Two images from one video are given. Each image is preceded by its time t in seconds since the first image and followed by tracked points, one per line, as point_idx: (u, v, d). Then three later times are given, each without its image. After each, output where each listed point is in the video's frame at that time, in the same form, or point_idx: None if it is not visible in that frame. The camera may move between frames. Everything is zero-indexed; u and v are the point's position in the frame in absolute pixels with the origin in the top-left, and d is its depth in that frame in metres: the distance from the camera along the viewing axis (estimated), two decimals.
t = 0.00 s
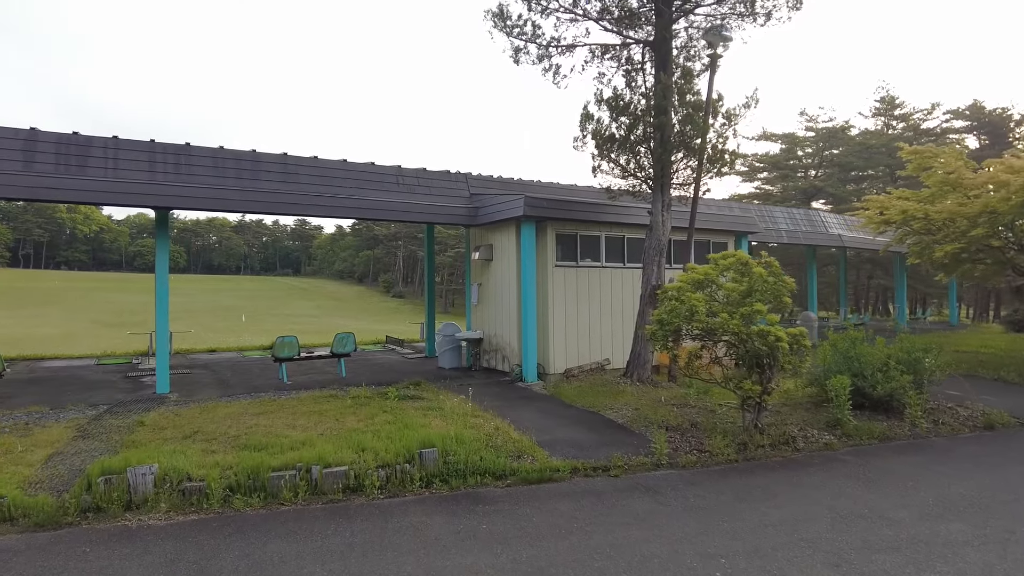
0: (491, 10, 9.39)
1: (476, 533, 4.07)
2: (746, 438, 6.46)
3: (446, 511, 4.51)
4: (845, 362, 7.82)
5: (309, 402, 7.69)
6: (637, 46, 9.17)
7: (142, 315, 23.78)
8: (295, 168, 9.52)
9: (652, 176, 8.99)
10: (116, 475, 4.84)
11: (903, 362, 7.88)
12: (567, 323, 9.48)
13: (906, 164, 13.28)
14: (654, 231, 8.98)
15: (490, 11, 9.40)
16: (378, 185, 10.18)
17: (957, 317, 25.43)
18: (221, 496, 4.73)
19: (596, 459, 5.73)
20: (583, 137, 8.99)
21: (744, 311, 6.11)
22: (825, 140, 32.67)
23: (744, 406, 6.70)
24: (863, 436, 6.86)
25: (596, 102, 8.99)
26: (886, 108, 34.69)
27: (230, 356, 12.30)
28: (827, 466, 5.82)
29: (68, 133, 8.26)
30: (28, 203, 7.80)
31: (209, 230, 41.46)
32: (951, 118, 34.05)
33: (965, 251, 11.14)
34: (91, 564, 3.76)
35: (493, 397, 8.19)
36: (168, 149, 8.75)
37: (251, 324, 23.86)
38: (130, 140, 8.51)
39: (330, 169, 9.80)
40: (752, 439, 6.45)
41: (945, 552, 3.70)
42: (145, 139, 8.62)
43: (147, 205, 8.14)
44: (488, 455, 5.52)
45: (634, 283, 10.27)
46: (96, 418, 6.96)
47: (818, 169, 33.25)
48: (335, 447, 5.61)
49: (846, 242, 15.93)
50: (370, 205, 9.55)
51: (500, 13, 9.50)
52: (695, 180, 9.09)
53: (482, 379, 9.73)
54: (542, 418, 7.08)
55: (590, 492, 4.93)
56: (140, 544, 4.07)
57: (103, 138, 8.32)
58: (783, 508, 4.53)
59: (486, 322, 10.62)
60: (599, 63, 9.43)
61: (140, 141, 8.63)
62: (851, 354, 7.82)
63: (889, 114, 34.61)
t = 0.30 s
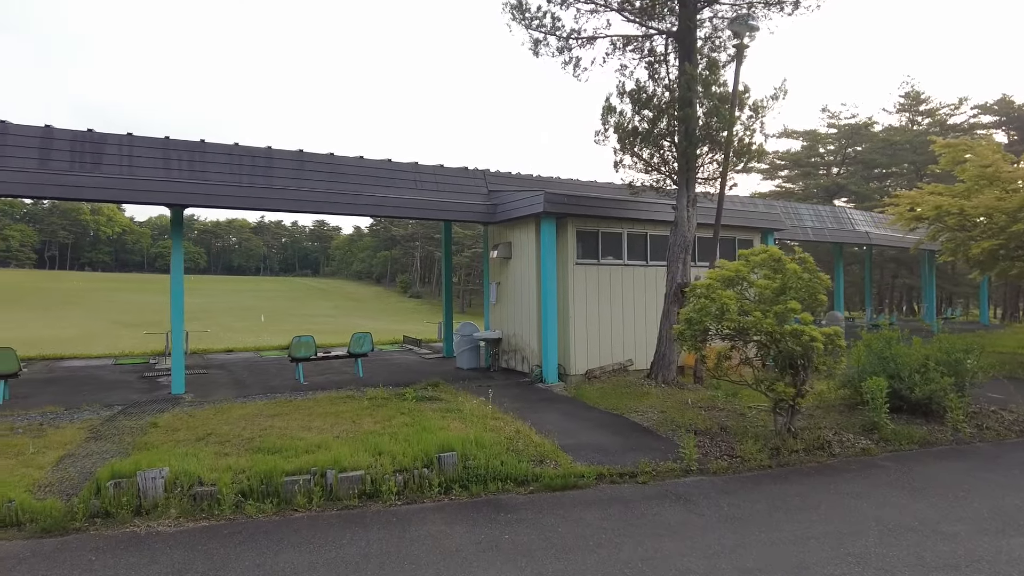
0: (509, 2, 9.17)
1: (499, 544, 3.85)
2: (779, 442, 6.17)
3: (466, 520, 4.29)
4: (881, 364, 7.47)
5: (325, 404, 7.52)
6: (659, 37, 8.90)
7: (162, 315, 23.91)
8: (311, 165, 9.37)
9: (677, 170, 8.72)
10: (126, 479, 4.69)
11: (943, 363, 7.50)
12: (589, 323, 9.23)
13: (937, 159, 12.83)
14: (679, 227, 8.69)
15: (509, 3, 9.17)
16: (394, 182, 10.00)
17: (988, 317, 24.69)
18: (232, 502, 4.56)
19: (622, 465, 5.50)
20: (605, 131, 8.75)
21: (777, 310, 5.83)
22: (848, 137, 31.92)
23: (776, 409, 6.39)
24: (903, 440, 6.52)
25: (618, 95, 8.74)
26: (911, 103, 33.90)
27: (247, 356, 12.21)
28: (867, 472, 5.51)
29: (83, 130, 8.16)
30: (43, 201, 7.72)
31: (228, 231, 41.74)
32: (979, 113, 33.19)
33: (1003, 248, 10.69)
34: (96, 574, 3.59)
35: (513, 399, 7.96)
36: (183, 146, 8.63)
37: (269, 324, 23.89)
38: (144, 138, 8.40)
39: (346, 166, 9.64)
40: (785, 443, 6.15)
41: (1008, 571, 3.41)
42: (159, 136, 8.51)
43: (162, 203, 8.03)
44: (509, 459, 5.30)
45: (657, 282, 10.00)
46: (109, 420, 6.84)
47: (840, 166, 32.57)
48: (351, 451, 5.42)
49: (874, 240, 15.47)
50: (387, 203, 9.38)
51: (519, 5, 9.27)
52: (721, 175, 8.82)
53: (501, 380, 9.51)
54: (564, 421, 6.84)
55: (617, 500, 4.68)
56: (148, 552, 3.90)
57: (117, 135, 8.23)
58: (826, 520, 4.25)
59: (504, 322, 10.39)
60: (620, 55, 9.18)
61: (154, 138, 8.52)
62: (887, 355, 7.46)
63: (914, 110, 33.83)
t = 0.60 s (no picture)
0: None
1: (536, 557, 3.60)
2: (832, 449, 5.78)
3: (501, 529, 4.07)
4: (941, 366, 7.00)
5: (356, 404, 7.38)
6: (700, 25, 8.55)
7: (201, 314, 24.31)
8: (342, 161, 9.27)
9: (719, 163, 8.38)
10: (153, 480, 4.58)
11: (1010, 366, 6.98)
12: (626, 322, 8.92)
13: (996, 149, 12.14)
14: (722, 222, 8.32)
15: None
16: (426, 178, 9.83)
17: None
18: (259, 506, 4.41)
19: (665, 472, 5.23)
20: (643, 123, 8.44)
21: (831, 307, 5.47)
22: (893, 131, 30.79)
23: (828, 413, 6.00)
24: (967, 449, 6.06)
25: (656, 84, 8.41)
26: (961, 94, 32.53)
27: (280, 355, 12.20)
28: (931, 482, 5.11)
29: (116, 129, 8.17)
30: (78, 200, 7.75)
31: (265, 231, 42.41)
32: None
33: None
34: None
35: (548, 400, 7.71)
36: (215, 143, 8.59)
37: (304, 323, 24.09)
38: (176, 135, 8.39)
39: (378, 162, 9.50)
40: (838, 450, 5.76)
41: None
42: (191, 134, 8.49)
43: (193, 200, 7.99)
44: (545, 464, 5.06)
45: (697, 281, 9.64)
46: (141, 418, 6.79)
47: (884, 161, 31.45)
48: (381, 453, 5.24)
49: (925, 235, 14.77)
50: (418, 199, 9.22)
51: None
52: (765, 167, 8.45)
53: (536, 380, 9.26)
54: (602, 424, 6.56)
55: (661, 510, 4.41)
56: (172, 557, 3.76)
57: (150, 133, 8.22)
58: (892, 536, 3.89)
59: (538, 322, 10.14)
60: (659, 44, 8.85)
61: (186, 136, 8.50)
62: (948, 357, 6.98)
63: (963, 101, 32.46)
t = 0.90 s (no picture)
0: None
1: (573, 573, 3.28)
2: (889, 454, 5.29)
3: (533, 540, 3.75)
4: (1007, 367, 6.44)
5: (381, 401, 7.13)
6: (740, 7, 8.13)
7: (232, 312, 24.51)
8: (368, 152, 9.03)
9: (761, 152, 7.99)
10: (168, 480, 4.36)
11: None
12: (662, 319, 8.53)
13: None
14: (765, 214, 7.86)
15: None
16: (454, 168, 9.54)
17: None
18: (277, 510, 4.17)
19: (709, 478, 4.87)
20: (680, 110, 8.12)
21: (891, 300, 5.00)
22: (935, 124, 29.71)
23: (884, 415, 5.49)
24: None
25: (695, 68, 8.05)
26: (1008, 84, 31.20)
27: (307, 352, 12.07)
28: (1004, 493, 4.65)
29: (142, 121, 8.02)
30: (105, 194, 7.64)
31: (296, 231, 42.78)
32: None
33: None
34: None
35: (580, 400, 7.37)
36: (239, 134, 8.41)
37: (333, 321, 24.10)
38: (201, 127, 8.22)
39: (405, 152, 9.24)
40: (896, 456, 5.26)
41: None
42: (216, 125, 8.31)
43: (218, 194, 7.84)
44: (580, 469, 4.74)
45: (737, 276, 9.20)
46: (163, 416, 6.64)
47: (926, 155, 30.31)
48: (406, 455, 4.97)
49: (975, 230, 14.05)
50: (446, 191, 8.97)
51: None
52: (811, 155, 7.99)
53: (567, 379, 8.93)
54: (638, 426, 6.21)
55: (707, 522, 4.06)
56: (184, 565, 3.53)
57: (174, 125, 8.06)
58: (973, 556, 3.47)
59: (568, 318, 9.79)
60: (696, 27, 8.47)
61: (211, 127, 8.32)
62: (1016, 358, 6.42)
63: (1011, 92, 31.13)
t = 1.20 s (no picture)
0: None
1: None
2: (925, 465, 4.86)
3: (542, 563, 3.43)
4: None
5: (383, 405, 6.84)
6: None
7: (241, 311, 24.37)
8: (372, 146, 8.74)
9: (782, 144, 7.63)
10: (152, 492, 4.08)
11: None
12: (677, 319, 8.17)
13: None
14: (787, 208, 7.49)
15: None
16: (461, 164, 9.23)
17: None
18: (266, 525, 3.88)
19: (731, 491, 4.53)
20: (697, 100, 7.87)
21: (928, 300, 4.62)
22: (954, 119, 29.05)
23: (918, 422, 5.04)
24: None
25: (713, 56, 7.71)
26: None
27: (312, 352, 11.81)
28: None
29: (139, 114, 7.77)
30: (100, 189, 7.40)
31: (305, 230, 42.71)
32: None
33: None
34: None
35: (592, 404, 7.03)
36: (239, 128, 8.14)
37: (341, 320, 23.87)
38: (200, 121, 7.95)
39: (410, 147, 8.94)
40: (933, 467, 4.85)
41: None
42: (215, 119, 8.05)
43: (216, 189, 7.57)
44: (593, 481, 4.42)
45: (755, 275, 8.82)
46: (157, 419, 6.38)
47: (943, 151, 29.65)
48: (407, 464, 4.67)
49: (1000, 226, 13.57)
50: (453, 187, 8.66)
51: None
52: (835, 148, 7.60)
53: (578, 381, 8.60)
54: (654, 433, 5.87)
55: (732, 541, 3.72)
56: None
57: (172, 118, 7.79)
58: None
59: (579, 318, 9.45)
60: (714, 15, 8.11)
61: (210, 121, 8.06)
62: None
63: None
